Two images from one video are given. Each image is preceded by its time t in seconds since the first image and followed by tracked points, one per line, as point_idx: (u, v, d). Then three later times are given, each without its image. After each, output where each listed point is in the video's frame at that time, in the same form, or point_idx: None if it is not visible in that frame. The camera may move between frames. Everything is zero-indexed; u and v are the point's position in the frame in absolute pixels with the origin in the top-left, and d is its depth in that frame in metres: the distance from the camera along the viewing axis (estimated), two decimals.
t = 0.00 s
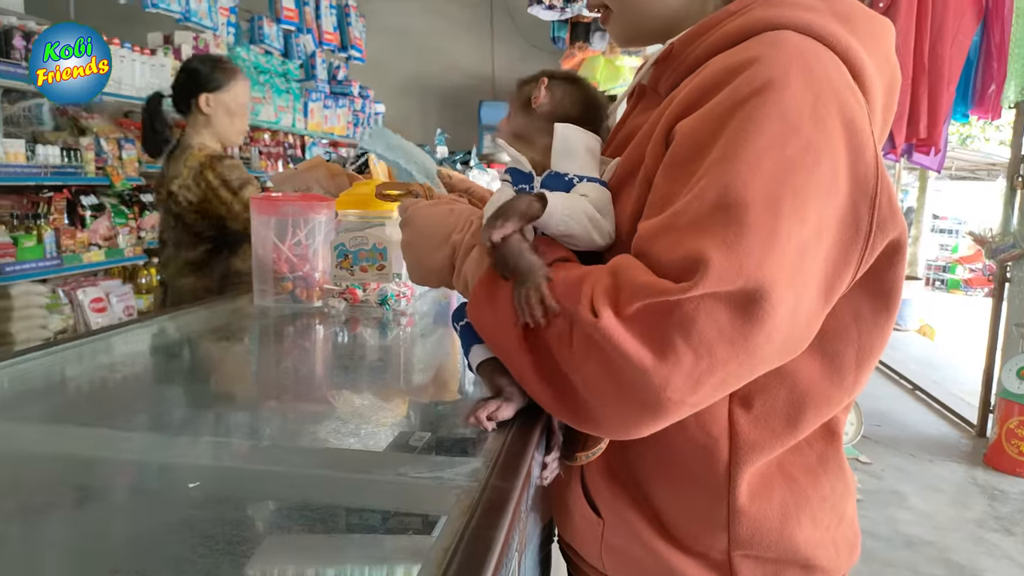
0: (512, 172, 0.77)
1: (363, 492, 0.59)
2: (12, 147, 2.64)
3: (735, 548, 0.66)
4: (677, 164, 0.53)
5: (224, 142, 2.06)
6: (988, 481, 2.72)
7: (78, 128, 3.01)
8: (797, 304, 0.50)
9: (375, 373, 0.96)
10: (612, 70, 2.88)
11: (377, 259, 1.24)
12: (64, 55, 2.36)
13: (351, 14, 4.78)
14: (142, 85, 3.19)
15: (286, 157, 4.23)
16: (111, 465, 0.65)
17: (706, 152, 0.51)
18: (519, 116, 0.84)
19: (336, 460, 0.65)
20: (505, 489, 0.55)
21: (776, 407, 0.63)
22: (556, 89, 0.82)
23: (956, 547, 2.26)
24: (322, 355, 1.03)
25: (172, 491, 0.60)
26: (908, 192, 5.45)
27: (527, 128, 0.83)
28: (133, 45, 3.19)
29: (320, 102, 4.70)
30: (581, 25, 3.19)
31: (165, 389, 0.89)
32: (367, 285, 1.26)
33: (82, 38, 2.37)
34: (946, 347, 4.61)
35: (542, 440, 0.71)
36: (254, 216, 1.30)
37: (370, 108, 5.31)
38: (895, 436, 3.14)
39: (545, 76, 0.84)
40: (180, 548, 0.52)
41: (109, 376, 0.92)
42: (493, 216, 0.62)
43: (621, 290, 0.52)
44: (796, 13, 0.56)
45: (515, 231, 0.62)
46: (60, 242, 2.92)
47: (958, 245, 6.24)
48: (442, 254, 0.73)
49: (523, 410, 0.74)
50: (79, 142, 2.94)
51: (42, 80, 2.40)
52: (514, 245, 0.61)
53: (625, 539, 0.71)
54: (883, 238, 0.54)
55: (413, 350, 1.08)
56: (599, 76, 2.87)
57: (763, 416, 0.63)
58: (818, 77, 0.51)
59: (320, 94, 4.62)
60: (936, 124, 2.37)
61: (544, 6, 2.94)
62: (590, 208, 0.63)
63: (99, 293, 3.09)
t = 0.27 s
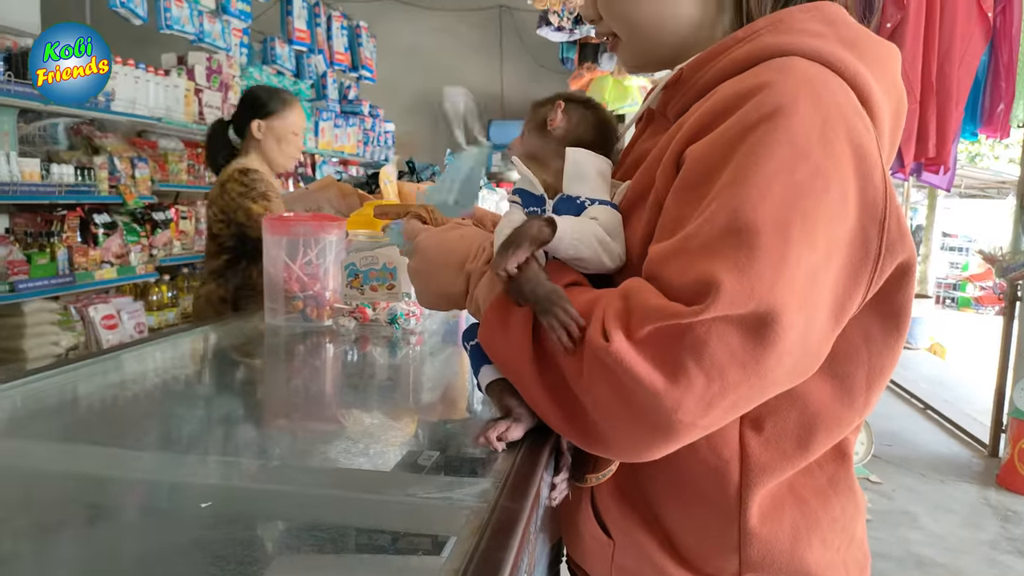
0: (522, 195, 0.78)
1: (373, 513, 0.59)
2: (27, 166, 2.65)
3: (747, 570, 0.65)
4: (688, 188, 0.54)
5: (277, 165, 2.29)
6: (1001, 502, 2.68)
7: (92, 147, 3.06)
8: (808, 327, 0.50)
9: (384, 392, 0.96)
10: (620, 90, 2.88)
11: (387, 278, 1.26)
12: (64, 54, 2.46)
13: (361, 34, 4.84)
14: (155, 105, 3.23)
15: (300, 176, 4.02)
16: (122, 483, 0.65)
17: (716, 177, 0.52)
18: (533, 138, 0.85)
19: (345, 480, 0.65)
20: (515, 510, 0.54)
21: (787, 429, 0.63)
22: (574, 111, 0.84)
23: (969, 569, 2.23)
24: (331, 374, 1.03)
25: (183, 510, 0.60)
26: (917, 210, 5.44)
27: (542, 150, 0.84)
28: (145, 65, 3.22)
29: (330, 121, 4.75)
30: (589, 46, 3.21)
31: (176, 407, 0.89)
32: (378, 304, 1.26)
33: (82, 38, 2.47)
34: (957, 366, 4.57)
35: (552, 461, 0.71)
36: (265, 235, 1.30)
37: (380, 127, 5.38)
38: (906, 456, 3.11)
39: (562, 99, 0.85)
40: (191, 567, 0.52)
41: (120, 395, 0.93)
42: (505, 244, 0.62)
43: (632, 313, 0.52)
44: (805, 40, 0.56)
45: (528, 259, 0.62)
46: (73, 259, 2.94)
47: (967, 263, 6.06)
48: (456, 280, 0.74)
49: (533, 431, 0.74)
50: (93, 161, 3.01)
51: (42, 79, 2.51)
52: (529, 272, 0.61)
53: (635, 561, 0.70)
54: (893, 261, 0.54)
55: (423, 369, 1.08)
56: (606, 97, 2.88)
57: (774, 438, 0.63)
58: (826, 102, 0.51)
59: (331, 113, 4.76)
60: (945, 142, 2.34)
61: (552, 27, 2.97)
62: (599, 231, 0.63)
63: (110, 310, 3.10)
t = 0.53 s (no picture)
0: (524, 196, 0.77)
1: (375, 513, 0.59)
2: (30, 167, 2.66)
3: (748, 571, 0.65)
4: (688, 189, 0.54)
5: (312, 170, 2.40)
6: (1003, 503, 2.68)
7: (94, 147, 3.04)
8: (808, 325, 0.50)
9: (386, 392, 0.96)
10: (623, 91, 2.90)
11: (389, 279, 1.26)
12: (64, 54, 2.54)
13: (364, 35, 4.85)
14: (158, 106, 3.23)
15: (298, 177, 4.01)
16: (124, 483, 0.65)
17: (716, 177, 0.52)
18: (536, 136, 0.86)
19: (347, 481, 0.65)
20: (516, 511, 0.54)
21: (789, 429, 0.63)
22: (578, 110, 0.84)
23: (971, 569, 2.23)
24: (333, 374, 1.03)
25: (185, 510, 0.60)
26: (919, 211, 5.44)
27: (548, 152, 0.85)
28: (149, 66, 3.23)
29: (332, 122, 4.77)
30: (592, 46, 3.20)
31: (177, 407, 0.89)
32: (380, 304, 1.28)
33: (81, 39, 2.59)
34: (959, 367, 4.57)
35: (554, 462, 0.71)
36: (268, 236, 1.29)
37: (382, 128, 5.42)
38: (908, 456, 3.11)
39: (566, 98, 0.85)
40: (194, 567, 0.52)
41: (122, 395, 0.93)
42: (508, 254, 0.61)
43: (631, 312, 0.52)
44: (804, 41, 0.56)
45: (531, 270, 0.61)
46: (76, 260, 2.93)
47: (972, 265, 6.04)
48: (460, 285, 0.74)
49: (535, 431, 0.74)
50: (95, 162, 2.99)
51: (41, 79, 2.56)
52: (533, 281, 0.60)
53: (637, 562, 0.70)
54: (893, 261, 0.54)
55: (424, 369, 1.08)
56: (609, 97, 2.89)
57: (775, 438, 0.63)
58: (826, 102, 0.51)
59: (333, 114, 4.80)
60: (948, 143, 2.34)
61: (554, 28, 2.97)
62: (599, 235, 0.63)
63: (112, 310, 3.09)
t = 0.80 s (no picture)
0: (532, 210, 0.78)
1: (384, 523, 0.59)
2: (40, 175, 2.67)
3: None
4: (698, 202, 0.54)
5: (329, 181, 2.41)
6: (1013, 516, 2.65)
7: (104, 155, 3.06)
8: (819, 341, 0.50)
9: (393, 401, 0.96)
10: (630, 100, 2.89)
11: (397, 288, 1.26)
12: (64, 54, 2.56)
13: (371, 44, 4.87)
14: (167, 114, 3.25)
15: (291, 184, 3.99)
16: (132, 491, 0.65)
17: (727, 190, 0.52)
18: (537, 151, 0.87)
19: (355, 491, 0.65)
20: (526, 523, 0.54)
21: (798, 443, 0.62)
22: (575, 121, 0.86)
23: None
24: (341, 383, 1.03)
25: (193, 519, 0.60)
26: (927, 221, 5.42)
27: (553, 166, 0.85)
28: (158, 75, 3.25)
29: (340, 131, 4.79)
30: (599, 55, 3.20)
31: (184, 414, 0.89)
32: (387, 314, 1.28)
33: (82, 38, 2.60)
34: (968, 378, 4.54)
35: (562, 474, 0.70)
36: (276, 245, 1.32)
37: (389, 137, 5.48)
38: (916, 468, 3.09)
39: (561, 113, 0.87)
40: None
41: (130, 402, 0.93)
42: (517, 269, 0.62)
43: (641, 325, 0.52)
44: (816, 54, 0.56)
45: (540, 283, 0.61)
46: (84, 267, 2.94)
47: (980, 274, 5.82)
48: (466, 293, 0.74)
49: (543, 441, 0.74)
50: (105, 170, 3.00)
51: (42, 79, 2.56)
52: (543, 295, 0.60)
53: None
54: (904, 276, 0.54)
55: (432, 378, 1.08)
56: (616, 106, 2.91)
57: (785, 452, 0.63)
58: (838, 115, 0.51)
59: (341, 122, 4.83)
60: (956, 153, 2.30)
61: (562, 38, 2.97)
62: (608, 247, 0.63)
63: (121, 317, 3.08)
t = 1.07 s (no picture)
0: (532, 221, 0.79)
1: (386, 531, 0.59)
2: (45, 182, 2.69)
3: None
4: (697, 211, 0.54)
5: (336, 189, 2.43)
6: (1017, 525, 2.64)
7: (108, 163, 3.07)
8: (818, 350, 0.50)
9: (395, 409, 0.96)
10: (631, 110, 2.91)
11: (399, 296, 1.25)
12: (64, 54, 2.58)
13: (374, 52, 4.89)
14: (171, 122, 3.26)
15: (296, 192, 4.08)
16: (134, 499, 0.65)
17: (725, 199, 0.52)
18: (541, 162, 0.88)
19: (358, 499, 0.65)
20: (526, 532, 0.54)
21: (798, 452, 0.62)
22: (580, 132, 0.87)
23: None
24: (343, 391, 1.03)
25: (196, 527, 0.60)
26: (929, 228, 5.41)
27: (556, 177, 0.87)
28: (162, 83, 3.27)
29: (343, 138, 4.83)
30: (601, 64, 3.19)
31: (186, 421, 0.89)
32: (390, 322, 1.27)
33: (82, 38, 2.62)
34: (972, 386, 4.52)
35: (563, 482, 0.70)
36: (280, 253, 1.33)
37: (391, 144, 5.50)
38: (919, 477, 3.07)
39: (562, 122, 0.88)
40: None
41: (133, 409, 0.93)
42: (519, 273, 0.62)
43: (640, 334, 0.52)
44: (815, 64, 0.57)
45: (542, 290, 0.62)
46: (88, 274, 2.93)
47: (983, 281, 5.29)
48: (467, 300, 0.74)
49: (544, 450, 0.74)
50: (109, 177, 3.01)
51: (42, 79, 2.58)
52: (543, 302, 0.60)
53: None
54: (904, 285, 0.54)
55: (434, 386, 1.08)
56: (617, 115, 2.97)
57: (785, 461, 0.63)
58: (836, 125, 0.52)
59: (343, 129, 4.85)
60: (958, 161, 2.29)
61: (564, 47, 2.98)
62: (607, 254, 0.64)
63: (123, 323, 3.09)
